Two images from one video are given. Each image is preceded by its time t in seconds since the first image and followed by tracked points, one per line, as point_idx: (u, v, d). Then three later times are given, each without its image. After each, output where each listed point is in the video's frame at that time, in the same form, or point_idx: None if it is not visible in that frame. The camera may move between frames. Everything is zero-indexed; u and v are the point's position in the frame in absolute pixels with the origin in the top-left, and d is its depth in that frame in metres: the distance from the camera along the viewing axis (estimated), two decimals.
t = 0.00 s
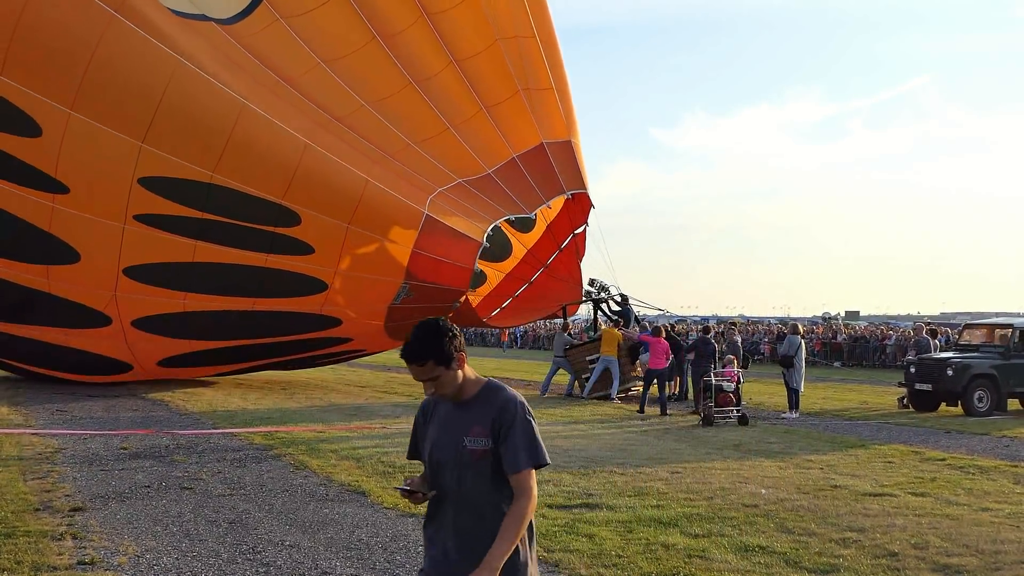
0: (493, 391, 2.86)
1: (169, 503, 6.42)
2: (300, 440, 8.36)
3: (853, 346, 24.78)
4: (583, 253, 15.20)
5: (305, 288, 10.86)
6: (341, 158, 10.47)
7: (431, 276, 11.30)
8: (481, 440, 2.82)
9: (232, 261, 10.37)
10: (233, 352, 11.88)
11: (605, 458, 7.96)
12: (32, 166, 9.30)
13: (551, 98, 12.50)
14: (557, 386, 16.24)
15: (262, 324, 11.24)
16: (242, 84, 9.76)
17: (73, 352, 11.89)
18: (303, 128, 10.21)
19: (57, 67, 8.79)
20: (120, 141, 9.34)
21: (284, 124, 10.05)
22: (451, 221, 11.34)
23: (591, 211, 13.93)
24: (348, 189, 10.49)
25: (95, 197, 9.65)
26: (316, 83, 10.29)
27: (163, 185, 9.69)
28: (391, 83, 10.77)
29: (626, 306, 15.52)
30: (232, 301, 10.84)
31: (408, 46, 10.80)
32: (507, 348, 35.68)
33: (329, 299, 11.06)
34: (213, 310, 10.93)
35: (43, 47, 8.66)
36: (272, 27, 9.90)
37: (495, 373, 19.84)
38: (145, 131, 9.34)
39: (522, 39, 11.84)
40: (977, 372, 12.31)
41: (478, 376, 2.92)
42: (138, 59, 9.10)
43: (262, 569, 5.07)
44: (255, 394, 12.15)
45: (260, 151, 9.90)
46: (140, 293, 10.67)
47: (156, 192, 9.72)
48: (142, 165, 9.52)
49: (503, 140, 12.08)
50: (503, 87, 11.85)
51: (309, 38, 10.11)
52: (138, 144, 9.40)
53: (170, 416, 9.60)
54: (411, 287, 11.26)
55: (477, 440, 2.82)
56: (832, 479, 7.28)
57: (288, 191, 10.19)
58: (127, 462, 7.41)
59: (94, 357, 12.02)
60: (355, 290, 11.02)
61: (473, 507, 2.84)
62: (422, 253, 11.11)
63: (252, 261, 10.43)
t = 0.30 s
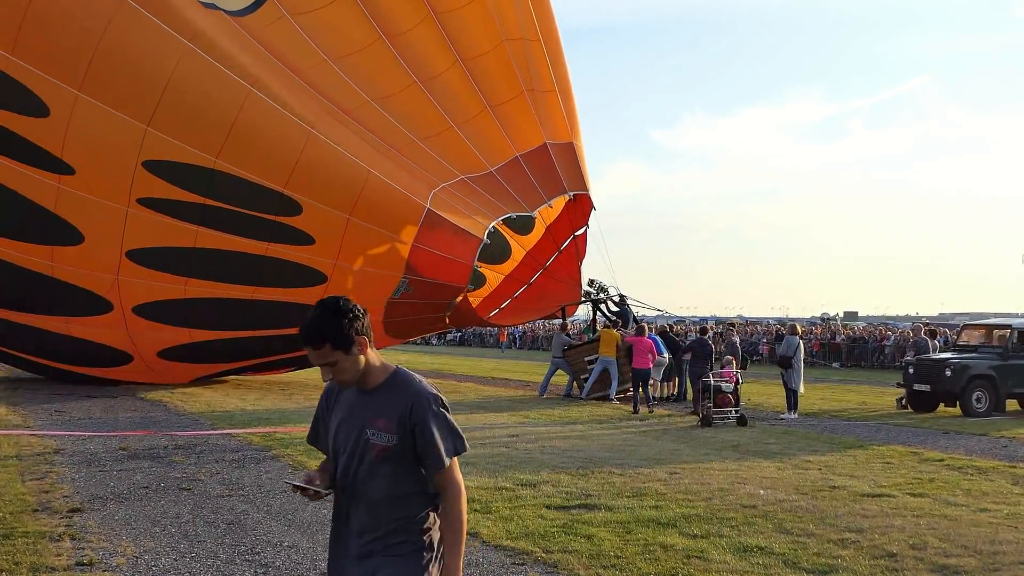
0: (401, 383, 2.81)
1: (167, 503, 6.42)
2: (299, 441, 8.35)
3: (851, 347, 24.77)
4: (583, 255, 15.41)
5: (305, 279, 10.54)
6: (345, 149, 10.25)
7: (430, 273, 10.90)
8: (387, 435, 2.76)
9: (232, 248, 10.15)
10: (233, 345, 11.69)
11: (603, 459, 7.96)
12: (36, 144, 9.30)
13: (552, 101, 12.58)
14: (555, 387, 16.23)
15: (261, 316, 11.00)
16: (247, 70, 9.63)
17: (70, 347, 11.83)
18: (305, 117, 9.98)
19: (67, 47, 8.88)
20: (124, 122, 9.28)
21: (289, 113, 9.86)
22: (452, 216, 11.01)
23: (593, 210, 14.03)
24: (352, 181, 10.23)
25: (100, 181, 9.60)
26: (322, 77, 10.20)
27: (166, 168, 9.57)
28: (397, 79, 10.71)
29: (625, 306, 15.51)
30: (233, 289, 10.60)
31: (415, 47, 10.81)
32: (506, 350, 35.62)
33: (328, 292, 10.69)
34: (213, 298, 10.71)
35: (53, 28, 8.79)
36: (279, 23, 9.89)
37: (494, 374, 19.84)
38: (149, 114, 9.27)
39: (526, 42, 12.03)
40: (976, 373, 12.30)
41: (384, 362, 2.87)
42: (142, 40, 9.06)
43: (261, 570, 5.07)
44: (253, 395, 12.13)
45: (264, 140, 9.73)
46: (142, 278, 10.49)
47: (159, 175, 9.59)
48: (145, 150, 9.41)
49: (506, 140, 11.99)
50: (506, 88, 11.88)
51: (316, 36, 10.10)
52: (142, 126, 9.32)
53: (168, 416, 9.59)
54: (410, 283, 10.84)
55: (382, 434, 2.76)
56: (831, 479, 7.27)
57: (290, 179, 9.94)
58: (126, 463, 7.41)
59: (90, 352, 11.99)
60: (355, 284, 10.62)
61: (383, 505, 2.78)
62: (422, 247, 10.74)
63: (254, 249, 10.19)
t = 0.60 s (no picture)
0: (293, 413, 2.54)
1: (167, 504, 6.42)
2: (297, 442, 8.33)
3: (850, 347, 24.72)
4: (583, 258, 15.37)
5: (307, 273, 9.86)
6: (352, 137, 9.78)
7: (431, 266, 10.18)
8: (268, 470, 2.52)
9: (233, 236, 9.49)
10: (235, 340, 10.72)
11: (602, 459, 7.96)
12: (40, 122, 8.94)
13: (553, 108, 12.63)
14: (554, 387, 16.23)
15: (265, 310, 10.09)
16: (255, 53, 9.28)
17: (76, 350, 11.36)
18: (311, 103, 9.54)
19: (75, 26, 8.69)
20: (128, 101, 8.90)
21: (295, 98, 9.45)
22: (458, 211, 10.40)
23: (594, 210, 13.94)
24: (358, 170, 9.76)
25: (105, 163, 9.11)
26: (329, 69, 9.97)
27: (168, 149, 9.08)
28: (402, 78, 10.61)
29: (624, 308, 15.51)
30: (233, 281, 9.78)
31: (422, 45, 10.79)
32: (504, 351, 35.65)
33: (331, 285, 10.02)
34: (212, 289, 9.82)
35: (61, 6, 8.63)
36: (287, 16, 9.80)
37: (493, 374, 19.84)
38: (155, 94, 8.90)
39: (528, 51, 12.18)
40: (974, 373, 12.31)
41: (282, 386, 2.59)
42: (149, 18, 8.82)
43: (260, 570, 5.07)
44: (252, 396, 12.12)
45: (269, 124, 9.28)
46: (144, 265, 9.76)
47: (161, 157, 9.13)
48: (151, 130, 8.98)
49: (512, 141, 11.77)
50: (511, 92, 11.83)
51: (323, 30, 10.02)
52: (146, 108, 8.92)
53: (167, 417, 9.58)
54: (412, 276, 10.24)
55: (265, 469, 2.52)
56: (830, 480, 7.27)
57: (294, 166, 9.44)
58: (124, 463, 7.39)
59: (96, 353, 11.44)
60: (359, 277, 10.01)
61: (263, 548, 2.56)
62: (423, 238, 10.09)
63: (257, 238, 9.52)
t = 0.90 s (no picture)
0: (167, 394, 2.40)
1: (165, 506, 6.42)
2: (295, 443, 8.33)
3: (847, 348, 24.76)
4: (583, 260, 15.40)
5: (306, 260, 10.06)
6: (356, 128, 9.99)
7: (429, 261, 10.50)
8: (142, 460, 2.37)
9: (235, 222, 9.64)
10: (239, 330, 10.63)
11: (600, 460, 7.96)
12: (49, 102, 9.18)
13: (554, 110, 12.85)
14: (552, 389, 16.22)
15: (268, 297, 10.21)
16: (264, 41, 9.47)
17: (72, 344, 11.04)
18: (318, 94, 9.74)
19: (89, 9, 9.00)
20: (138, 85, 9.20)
21: (301, 87, 9.65)
22: (461, 206, 10.60)
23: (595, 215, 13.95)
24: (361, 160, 9.98)
25: (112, 143, 9.31)
26: (340, 63, 10.12)
27: (174, 133, 9.34)
28: (410, 73, 10.72)
29: (621, 309, 15.50)
30: (233, 267, 9.91)
31: (430, 44, 10.90)
32: (502, 353, 35.65)
33: (329, 274, 10.24)
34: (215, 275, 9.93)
35: None
36: (300, 9, 9.92)
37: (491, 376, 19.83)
38: (163, 78, 9.20)
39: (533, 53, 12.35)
40: (972, 374, 12.31)
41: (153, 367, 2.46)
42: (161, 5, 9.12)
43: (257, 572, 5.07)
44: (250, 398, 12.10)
45: (274, 112, 9.51)
46: (148, 248, 9.77)
47: (168, 140, 9.36)
48: (158, 113, 9.26)
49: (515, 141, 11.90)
50: (516, 92, 11.96)
51: (336, 24, 10.16)
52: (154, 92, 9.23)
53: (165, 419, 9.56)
54: (411, 269, 10.54)
55: (135, 458, 2.38)
56: (827, 480, 7.27)
57: (297, 154, 9.66)
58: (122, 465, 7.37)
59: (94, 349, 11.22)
60: (356, 266, 10.25)
61: (130, 546, 2.42)
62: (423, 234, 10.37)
63: (259, 224, 9.69)
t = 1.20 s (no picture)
0: None
1: (162, 507, 6.43)
2: (293, 444, 8.33)
3: (845, 349, 24.79)
4: (582, 263, 15.48)
5: (305, 246, 11.10)
6: (360, 121, 10.48)
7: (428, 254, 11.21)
8: None
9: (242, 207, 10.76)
10: (232, 316, 12.17)
11: (598, 461, 7.95)
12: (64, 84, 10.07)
13: (562, 110, 13.03)
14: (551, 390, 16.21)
15: (265, 283, 11.51)
16: (276, 34, 9.93)
17: (106, 336, 13.05)
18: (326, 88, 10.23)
19: None
20: (147, 74, 9.93)
21: (307, 79, 10.15)
22: (461, 201, 11.11)
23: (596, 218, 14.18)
24: (363, 151, 10.55)
25: (122, 126, 10.28)
26: (350, 55, 10.61)
27: (184, 122, 10.17)
28: (419, 68, 11.14)
29: (620, 310, 15.48)
30: (237, 252, 11.21)
31: (441, 42, 11.31)
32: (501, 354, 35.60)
33: (330, 259, 11.23)
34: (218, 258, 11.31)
35: None
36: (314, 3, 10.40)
37: (490, 377, 19.83)
38: (173, 67, 9.88)
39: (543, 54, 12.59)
40: (970, 375, 12.30)
41: None
42: None
43: (255, 573, 5.08)
44: (248, 399, 12.13)
45: (280, 103, 10.09)
46: (154, 234, 11.17)
47: (178, 128, 10.22)
48: (164, 101, 10.04)
49: (521, 139, 12.21)
50: (524, 91, 12.25)
51: (348, 19, 10.63)
52: (164, 79, 9.94)
53: (163, 420, 9.56)
54: (409, 262, 11.25)
55: None
56: (824, 481, 7.27)
57: (300, 145, 10.35)
58: (120, 466, 7.35)
59: (126, 346, 13.26)
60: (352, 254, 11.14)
61: None
62: (424, 228, 11.03)
63: (264, 211, 10.76)
